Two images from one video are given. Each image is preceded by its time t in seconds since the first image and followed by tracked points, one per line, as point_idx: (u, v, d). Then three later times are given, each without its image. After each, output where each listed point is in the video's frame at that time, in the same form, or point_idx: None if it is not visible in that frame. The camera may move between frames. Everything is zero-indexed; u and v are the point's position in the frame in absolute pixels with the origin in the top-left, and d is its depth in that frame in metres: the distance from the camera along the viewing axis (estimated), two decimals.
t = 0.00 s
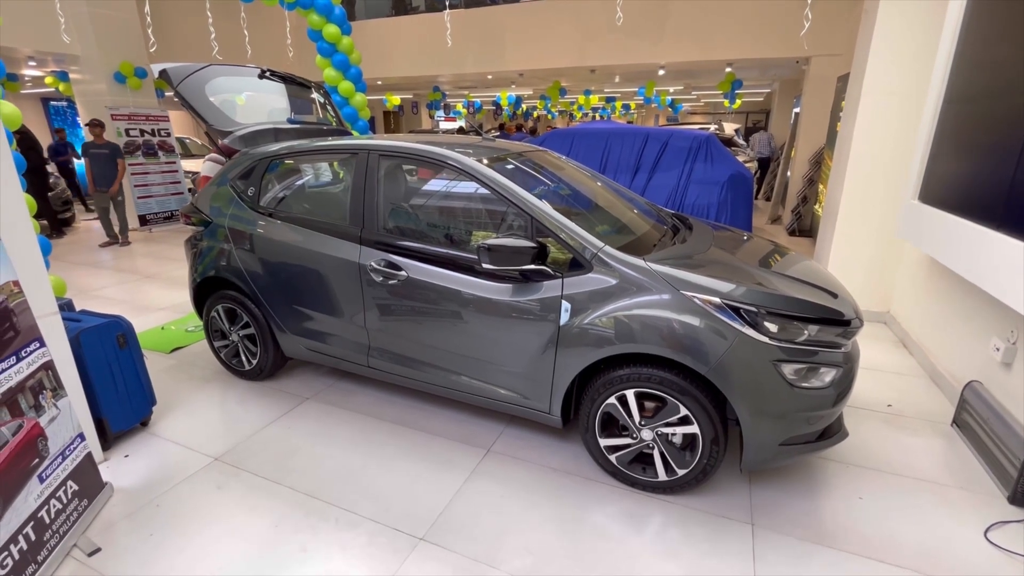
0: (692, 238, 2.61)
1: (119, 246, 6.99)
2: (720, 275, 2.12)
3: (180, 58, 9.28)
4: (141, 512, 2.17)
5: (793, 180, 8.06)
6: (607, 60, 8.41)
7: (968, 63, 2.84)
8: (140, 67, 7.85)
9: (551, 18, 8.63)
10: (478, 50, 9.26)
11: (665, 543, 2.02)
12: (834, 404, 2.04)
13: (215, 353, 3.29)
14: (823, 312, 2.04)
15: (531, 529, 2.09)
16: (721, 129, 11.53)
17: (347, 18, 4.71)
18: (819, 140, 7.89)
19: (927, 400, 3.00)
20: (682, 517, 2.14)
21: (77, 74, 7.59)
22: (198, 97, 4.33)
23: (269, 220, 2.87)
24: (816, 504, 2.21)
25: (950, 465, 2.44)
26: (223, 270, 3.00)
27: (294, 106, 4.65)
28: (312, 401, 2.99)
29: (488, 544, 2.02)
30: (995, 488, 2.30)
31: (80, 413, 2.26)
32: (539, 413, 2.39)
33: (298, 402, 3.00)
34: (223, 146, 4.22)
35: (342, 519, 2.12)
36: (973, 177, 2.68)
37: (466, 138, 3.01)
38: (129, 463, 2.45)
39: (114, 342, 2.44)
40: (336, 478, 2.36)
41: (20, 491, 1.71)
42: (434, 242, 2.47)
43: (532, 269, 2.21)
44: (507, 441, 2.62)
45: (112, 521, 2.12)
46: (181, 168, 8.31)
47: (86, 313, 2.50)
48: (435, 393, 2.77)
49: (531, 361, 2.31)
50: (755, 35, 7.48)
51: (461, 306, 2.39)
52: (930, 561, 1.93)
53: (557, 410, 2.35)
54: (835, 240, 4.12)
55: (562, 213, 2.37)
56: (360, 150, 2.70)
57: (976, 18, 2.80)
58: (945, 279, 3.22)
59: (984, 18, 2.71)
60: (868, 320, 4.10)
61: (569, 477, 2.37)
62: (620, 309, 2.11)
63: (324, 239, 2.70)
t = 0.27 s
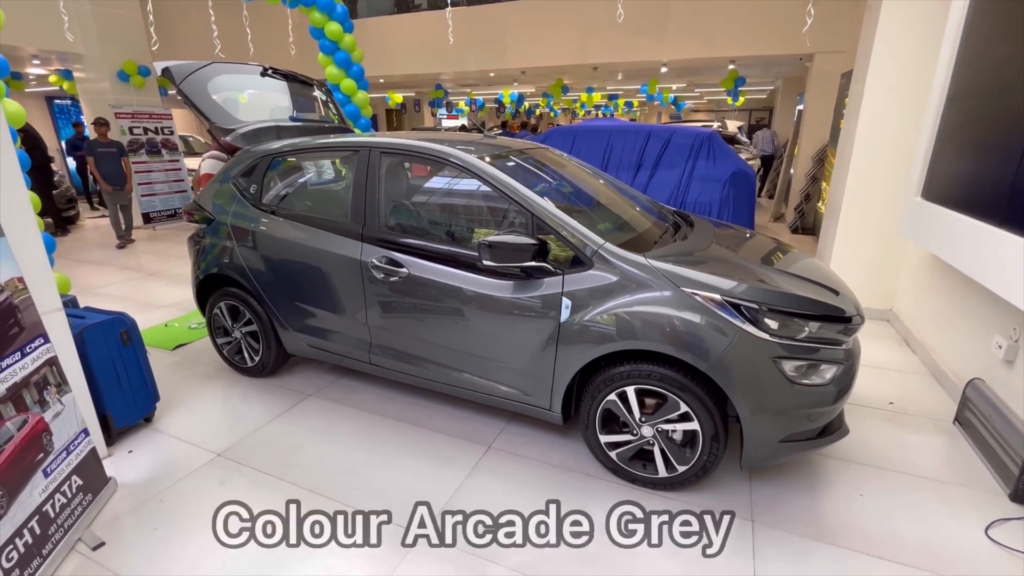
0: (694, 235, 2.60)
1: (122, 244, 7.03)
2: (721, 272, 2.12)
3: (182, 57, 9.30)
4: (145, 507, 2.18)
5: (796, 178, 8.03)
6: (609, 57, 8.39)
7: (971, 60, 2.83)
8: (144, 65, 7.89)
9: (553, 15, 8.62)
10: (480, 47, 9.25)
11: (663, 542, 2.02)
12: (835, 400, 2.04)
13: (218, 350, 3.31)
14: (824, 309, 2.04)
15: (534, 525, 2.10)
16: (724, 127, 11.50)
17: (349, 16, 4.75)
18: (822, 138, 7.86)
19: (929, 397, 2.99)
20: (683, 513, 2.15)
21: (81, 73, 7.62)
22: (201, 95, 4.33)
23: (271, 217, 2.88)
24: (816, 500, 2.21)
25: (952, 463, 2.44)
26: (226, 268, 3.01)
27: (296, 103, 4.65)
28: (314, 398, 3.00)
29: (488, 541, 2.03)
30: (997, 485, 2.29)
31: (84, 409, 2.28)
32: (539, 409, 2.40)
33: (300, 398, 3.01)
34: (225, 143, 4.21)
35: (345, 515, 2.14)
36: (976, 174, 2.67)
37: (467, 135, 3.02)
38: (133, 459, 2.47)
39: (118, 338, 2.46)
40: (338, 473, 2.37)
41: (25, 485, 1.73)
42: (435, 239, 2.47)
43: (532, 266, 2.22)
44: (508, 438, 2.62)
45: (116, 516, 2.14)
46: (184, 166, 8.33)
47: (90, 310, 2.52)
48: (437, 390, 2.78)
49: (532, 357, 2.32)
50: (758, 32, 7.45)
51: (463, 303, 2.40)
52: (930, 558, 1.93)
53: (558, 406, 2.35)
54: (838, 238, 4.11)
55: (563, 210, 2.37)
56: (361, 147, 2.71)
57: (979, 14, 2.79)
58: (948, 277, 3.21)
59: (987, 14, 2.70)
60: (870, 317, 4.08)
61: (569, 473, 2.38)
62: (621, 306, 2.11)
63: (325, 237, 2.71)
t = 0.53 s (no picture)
0: (694, 232, 2.61)
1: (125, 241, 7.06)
2: (720, 268, 2.12)
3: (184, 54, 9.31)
4: (148, 501, 2.20)
5: (798, 175, 8.02)
6: (611, 54, 8.37)
7: (973, 57, 2.82)
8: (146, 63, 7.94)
9: (555, 12, 8.60)
10: (482, 44, 9.23)
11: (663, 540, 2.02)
12: (834, 397, 2.04)
13: (220, 346, 3.32)
14: (823, 306, 2.04)
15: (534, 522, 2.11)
16: (727, 124, 11.46)
17: (350, 13, 4.75)
18: (824, 135, 7.84)
19: (929, 395, 2.99)
20: (682, 509, 2.15)
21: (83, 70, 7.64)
22: (202, 92, 4.23)
23: (273, 215, 2.89)
24: (815, 497, 2.22)
25: (951, 460, 2.44)
26: (228, 265, 3.02)
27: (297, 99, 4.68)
28: (315, 394, 3.02)
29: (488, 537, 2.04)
30: (996, 482, 2.30)
31: (88, 405, 2.30)
32: (539, 406, 2.41)
33: (302, 395, 3.03)
34: (226, 141, 4.21)
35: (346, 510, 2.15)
36: (978, 171, 2.66)
37: (468, 132, 3.02)
38: (136, 454, 2.49)
39: (120, 335, 2.47)
40: (340, 469, 2.39)
41: (30, 479, 1.75)
42: (436, 236, 2.48)
43: (533, 263, 2.22)
44: (508, 434, 2.64)
45: (120, 509, 2.16)
46: (186, 164, 8.35)
47: (93, 307, 2.53)
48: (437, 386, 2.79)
49: (532, 354, 2.33)
50: (760, 29, 7.43)
51: (463, 299, 2.41)
52: (929, 554, 1.93)
53: (557, 403, 2.36)
54: (839, 235, 4.11)
55: (563, 207, 2.38)
56: (362, 144, 2.72)
57: (982, 11, 2.78)
58: (949, 274, 3.21)
59: (990, 10, 2.69)
60: (871, 315, 4.08)
61: (569, 469, 2.39)
62: (621, 303, 2.12)
63: (327, 234, 2.72)
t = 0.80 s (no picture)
0: (693, 229, 2.61)
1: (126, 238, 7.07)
2: (718, 265, 2.13)
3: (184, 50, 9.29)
4: (149, 496, 2.22)
5: (799, 172, 8.00)
6: (611, 51, 8.36)
7: (974, 54, 2.82)
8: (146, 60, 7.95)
9: (555, 9, 8.58)
10: (482, 40, 9.21)
11: (660, 537, 2.02)
12: (831, 394, 2.05)
13: (220, 343, 3.34)
14: (821, 303, 2.04)
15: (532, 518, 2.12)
16: (728, 122, 11.44)
17: (350, 10, 4.79)
18: (825, 132, 7.82)
19: (927, 392, 3.00)
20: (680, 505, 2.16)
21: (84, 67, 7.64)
22: (201, 87, 4.19)
23: (273, 211, 2.89)
24: (813, 493, 2.23)
25: (949, 456, 2.45)
26: (228, 261, 3.03)
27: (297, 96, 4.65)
28: (315, 390, 3.03)
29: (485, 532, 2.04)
30: (993, 478, 2.31)
31: (89, 400, 2.31)
32: (538, 402, 2.42)
33: (302, 391, 3.04)
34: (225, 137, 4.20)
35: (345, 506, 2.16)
36: (977, 168, 2.66)
37: (467, 129, 3.02)
38: (137, 449, 2.50)
39: (120, 331, 2.48)
40: (339, 465, 2.40)
41: (31, 473, 1.76)
42: (435, 233, 2.49)
43: (532, 260, 2.23)
44: (507, 430, 2.65)
45: (121, 504, 2.17)
46: (187, 161, 8.34)
47: (93, 303, 2.54)
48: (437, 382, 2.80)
49: (531, 350, 2.34)
50: (761, 26, 7.41)
51: (462, 296, 2.42)
52: (925, 550, 1.94)
53: (556, 399, 2.37)
54: (839, 232, 4.11)
55: (562, 204, 2.38)
56: (362, 141, 2.72)
57: (982, 8, 2.77)
58: (949, 271, 3.20)
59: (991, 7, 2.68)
60: (870, 312, 4.09)
61: (567, 465, 2.40)
62: (619, 299, 2.12)
63: (326, 231, 2.73)
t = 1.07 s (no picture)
0: (691, 226, 2.61)
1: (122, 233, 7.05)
2: (714, 262, 2.12)
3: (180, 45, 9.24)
4: (145, 492, 2.21)
5: (797, 169, 7.99)
6: (610, 46, 8.33)
7: (972, 50, 2.81)
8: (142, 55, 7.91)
9: (553, 4, 8.55)
10: (480, 36, 9.17)
11: (656, 539, 2.00)
12: (828, 390, 2.05)
13: (217, 339, 3.33)
14: (818, 300, 2.04)
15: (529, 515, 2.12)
16: (726, 118, 11.42)
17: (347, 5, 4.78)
18: (824, 128, 7.81)
19: (923, 388, 3.01)
20: (677, 502, 2.16)
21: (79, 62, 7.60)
22: (197, 83, 4.18)
23: (270, 207, 2.88)
24: (809, 489, 2.23)
25: (944, 453, 2.45)
26: (224, 257, 3.02)
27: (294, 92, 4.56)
28: (312, 386, 3.03)
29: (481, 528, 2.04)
30: (988, 475, 2.31)
31: (84, 396, 2.30)
32: (534, 398, 2.42)
33: (298, 387, 3.04)
34: (223, 133, 4.20)
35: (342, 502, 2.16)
36: (975, 165, 2.66)
37: (464, 125, 3.01)
38: (133, 446, 2.50)
39: (116, 327, 2.47)
40: (336, 461, 2.40)
41: (26, 470, 1.76)
42: (433, 229, 2.48)
43: (529, 256, 2.22)
44: (504, 426, 2.65)
45: (117, 500, 2.17)
46: (184, 156, 8.29)
47: (88, 299, 2.52)
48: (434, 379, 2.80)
49: (528, 347, 2.33)
50: (759, 22, 7.39)
51: (459, 292, 2.41)
52: (920, 545, 1.95)
53: (552, 395, 2.37)
54: (837, 229, 4.10)
55: (560, 200, 2.38)
56: (358, 137, 2.71)
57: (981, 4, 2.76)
58: (946, 268, 3.21)
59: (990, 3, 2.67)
60: (867, 309, 4.09)
61: (564, 461, 2.40)
62: (616, 296, 2.12)
63: (323, 227, 2.72)
